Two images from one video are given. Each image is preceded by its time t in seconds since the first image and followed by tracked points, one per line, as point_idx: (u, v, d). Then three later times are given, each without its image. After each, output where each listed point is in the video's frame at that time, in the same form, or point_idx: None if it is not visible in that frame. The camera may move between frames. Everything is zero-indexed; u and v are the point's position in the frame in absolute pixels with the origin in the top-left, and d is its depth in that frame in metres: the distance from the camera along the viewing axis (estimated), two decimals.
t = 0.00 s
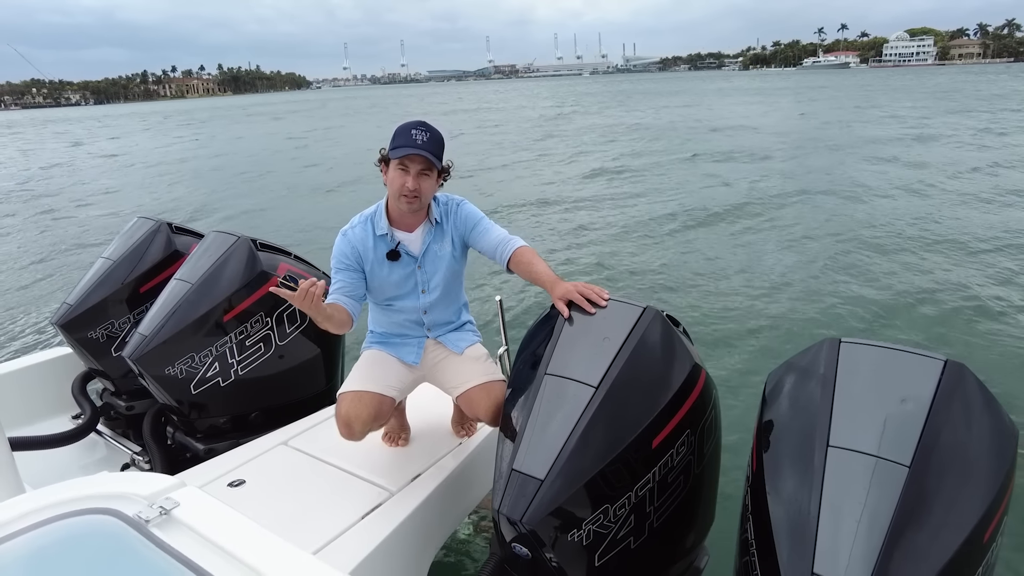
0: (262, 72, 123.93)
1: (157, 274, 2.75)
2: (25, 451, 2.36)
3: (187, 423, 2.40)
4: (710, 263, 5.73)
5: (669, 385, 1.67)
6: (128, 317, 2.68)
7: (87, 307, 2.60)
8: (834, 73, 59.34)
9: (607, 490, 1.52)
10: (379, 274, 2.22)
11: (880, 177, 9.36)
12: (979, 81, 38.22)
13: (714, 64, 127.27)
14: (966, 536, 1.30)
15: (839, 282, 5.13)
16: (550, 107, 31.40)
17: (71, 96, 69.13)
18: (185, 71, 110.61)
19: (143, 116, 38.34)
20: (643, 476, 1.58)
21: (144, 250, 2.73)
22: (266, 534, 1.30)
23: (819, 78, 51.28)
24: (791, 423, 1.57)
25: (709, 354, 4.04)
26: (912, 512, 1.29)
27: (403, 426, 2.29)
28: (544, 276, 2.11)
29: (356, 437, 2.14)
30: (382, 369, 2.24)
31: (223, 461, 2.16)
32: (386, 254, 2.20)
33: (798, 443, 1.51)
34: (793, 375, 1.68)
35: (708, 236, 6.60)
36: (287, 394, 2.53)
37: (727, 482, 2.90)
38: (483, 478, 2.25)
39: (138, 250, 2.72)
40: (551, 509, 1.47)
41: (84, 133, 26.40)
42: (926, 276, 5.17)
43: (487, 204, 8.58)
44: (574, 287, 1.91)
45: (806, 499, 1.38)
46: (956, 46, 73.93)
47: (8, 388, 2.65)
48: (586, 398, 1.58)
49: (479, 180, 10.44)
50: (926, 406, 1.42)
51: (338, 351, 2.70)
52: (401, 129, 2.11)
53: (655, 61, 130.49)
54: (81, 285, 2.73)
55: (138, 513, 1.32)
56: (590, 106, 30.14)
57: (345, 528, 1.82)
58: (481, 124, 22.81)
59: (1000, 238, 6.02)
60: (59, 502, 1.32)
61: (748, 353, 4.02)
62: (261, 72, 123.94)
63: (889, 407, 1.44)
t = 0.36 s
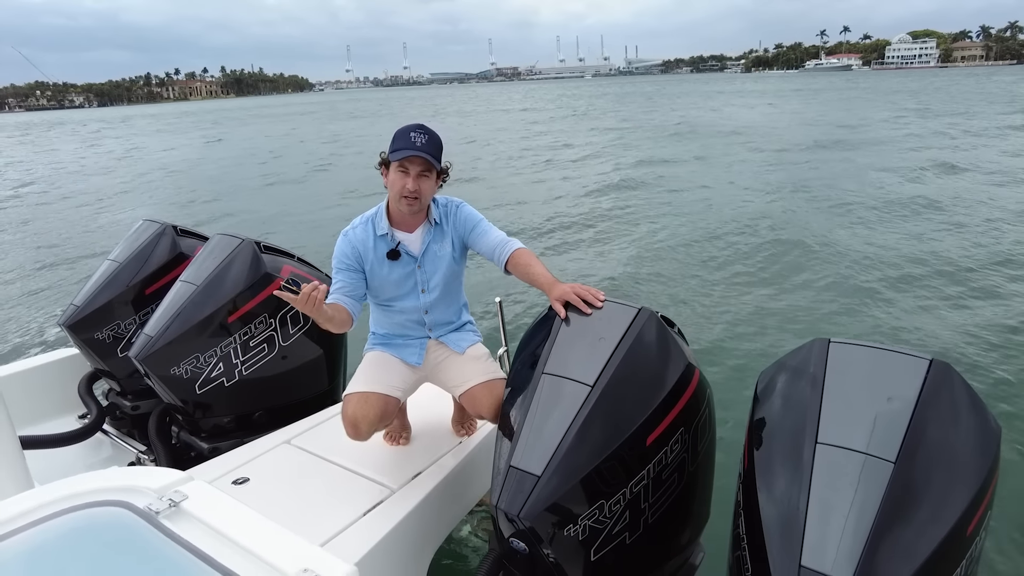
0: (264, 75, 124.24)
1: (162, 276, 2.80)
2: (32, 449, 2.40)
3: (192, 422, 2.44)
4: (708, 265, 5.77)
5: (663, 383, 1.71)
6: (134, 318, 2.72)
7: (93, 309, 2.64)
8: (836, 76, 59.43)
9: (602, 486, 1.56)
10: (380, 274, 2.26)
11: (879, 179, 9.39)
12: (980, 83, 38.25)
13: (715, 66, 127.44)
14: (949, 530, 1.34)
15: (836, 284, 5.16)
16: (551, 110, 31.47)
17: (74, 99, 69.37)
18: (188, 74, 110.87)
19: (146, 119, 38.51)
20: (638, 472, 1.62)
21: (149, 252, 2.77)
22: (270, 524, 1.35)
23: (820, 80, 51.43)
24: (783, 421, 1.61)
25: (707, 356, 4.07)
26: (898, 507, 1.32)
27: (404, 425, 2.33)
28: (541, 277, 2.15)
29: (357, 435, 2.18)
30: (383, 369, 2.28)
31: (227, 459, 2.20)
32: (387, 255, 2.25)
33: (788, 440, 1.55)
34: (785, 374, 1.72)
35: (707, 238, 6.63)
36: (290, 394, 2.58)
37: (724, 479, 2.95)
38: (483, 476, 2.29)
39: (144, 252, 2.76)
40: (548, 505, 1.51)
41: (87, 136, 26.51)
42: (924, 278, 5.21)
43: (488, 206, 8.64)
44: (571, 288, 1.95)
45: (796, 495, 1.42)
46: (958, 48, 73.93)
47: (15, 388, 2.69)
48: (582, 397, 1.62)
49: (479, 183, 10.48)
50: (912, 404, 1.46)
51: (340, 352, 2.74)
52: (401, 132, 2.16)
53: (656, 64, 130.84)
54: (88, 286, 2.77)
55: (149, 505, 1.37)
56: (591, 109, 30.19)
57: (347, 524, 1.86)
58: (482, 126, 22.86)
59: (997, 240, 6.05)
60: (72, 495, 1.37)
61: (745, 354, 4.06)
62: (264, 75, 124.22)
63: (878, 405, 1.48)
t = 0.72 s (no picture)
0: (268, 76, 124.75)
1: (166, 277, 2.82)
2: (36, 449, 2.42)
3: (194, 423, 2.46)
4: (709, 266, 5.77)
5: (661, 382, 1.73)
6: (137, 319, 2.75)
7: (97, 309, 2.66)
8: (838, 77, 59.33)
9: (601, 484, 1.58)
10: (381, 275, 2.28)
11: (880, 180, 9.39)
12: (983, 84, 38.20)
13: (718, 67, 127.29)
14: (943, 527, 1.36)
15: (837, 284, 5.17)
16: (553, 110, 31.51)
17: (77, 100, 69.58)
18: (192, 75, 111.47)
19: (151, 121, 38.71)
20: (636, 470, 1.64)
21: (152, 254, 2.80)
22: (272, 519, 1.37)
23: (823, 82, 51.36)
24: (780, 419, 1.62)
25: (707, 356, 4.08)
26: (894, 505, 1.34)
27: (405, 424, 2.34)
28: (541, 278, 2.16)
29: (358, 434, 2.20)
30: (384, 369, 2.30)
31: (230, 458, 2.22)
32: (388, 255, 2.27)
33: (785, 438, 1.56)
34: (782, 373, 1.73)
35: (708, 238, 6.64)
36: (292, 394, 2.59)
37: (723, 476, 2.96)
38: (483, 475, 2.31)
39: (146, 254, 2.79)
40: (546, 503, 1.52)
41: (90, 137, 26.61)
42: (924, 278, 5.21)
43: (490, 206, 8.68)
44: (569, 289, 1.97)
45: (792, 492, 1.44)
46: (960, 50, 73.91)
47: (19, 388, 2.71)
48: (580, 395, 1.64)
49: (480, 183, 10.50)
50: (907, 403, 1.47)
51: (342, 352, 2.76)
52: (401, 136, 2.18)
53: (658, 65, 130.78)
54: (91, 287, 2.79)
55: (152, 500, 1.39)
56: (593, 110, 30.21)
57: (348, 521, 1.87)
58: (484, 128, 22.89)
59: (998, 240, 6.06)
60: (78, 489, 1.39)
61: (744, 354, 4.07)
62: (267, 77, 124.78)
63: (873, 404, 1.49)
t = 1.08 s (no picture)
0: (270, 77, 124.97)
1: (165, 277, 2.81)
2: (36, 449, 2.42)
3: (193, 423, 2.45)
4: (710, 266, 5.77)
5: (661, 383, 1.72)
6: (136, 319, 2.74)
7: (97, 309, 2.66)
8: (841, 79, 59.34)
9: (600, 486, 1.57)
10: (382, 275, 2.27)
11: (883, 181, 9.38)
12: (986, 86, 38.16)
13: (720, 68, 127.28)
14: (946, 530, 1.34)
15: (838, 285, 5.16)
16: (556, 111, 31.54)
17: (81, 100, 69.77)
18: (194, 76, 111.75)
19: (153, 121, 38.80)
20: (636, 472, 1.62)
21: (152, 254, 2.79)
22: (267, 521, 1.36)
23: (825, 83, 51.34)
24: (781, 421, 1.61)
25: (708, 356, 4.07)
26: (895, 508, 1.32)
27: (404, 426, 2.33)
28: (541, 278, 2.15)
29: (358, 435, 2.19)
30: (384, 369, 2.29)
31: (228, 459, 2.21)
32: (390, 255, 2.26)
33: (786, 440, 1.55)
34: (783, 373, 1.72)
35: (709, 239, 6.63)
36: (291, 395, 2.58)
37: (723, 476, 2.96)
38: (482, 476, 2.30)
39: (146, 254, 2.78)
40: (545, 504, 1.51)
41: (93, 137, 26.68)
42: (925, 279, 5.20)
43: (491, 207, 8.69)
44: (570, 290, 1.96)
45: (794, 494, 1.42)
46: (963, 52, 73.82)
47: (19, 389, 2.71)
48: (580, 396, 1.63)
49: (482, 184, 10.50)
50: (908, 404, 1.46)
51: (341, 353, 2.76)
52: (404, 137, 2.17)
53: (661, 67, 130.73)
54: (90, 288, 2.79)
55: (147, 501, 1.39)
56: (596, 112, 30.24)
57: (347, 524, 1.86)
58: (486, 128, 22.90)
59: (1001, 241, 6.05)
60: (73, 489, 1.38)
61: (745, 354, 4.07)
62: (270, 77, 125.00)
63: (875, 406, 1.47)
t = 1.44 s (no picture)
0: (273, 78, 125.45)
1: (165, 277, 2.81)
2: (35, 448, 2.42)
3: (192, 423, 2.45)
4: (712, 266, 5.76)
5: (661, 383, 1.71)
6: (136, 319, 2.74)
7: (98, 308, 2.66)
8: (844, 80, 59.27)
9: (599, 486, 1.56)
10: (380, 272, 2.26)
11: (885, 181, 9.36)
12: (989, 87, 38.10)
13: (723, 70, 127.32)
14: (947, 531, 1.33)
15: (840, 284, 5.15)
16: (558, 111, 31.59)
17: (84, 101, 69.90)
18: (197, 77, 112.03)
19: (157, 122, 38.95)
20: (635, 473, 1.61)
21: (153, 253, 2.79)
22: (262, 521, 1.36)
23: (828, 84, 51.27)
24: (782, 420, 1.60)
25: (709, 355, 4.07)
26: (896, 508, 1.31)
27: (403, 426, 2.33)
28: (540, 277, 2.14)
29: (359, 436, 2.18)
30: (382, 368, 2.28)
31: (227, 459, 2.20)
32: (387, 252, 2.25)
33: (787, 440, 1.54)
34: (784, 373, 1.71)
35: (711, 239, 6.63)
36: (290, 395, 2.58)
37: (723, 476, 2.95)
38: (481, 477, 2.29)
39: (147, 253, 2.78)
40: (543, 505, 1.50)
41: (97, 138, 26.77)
42: (927, 278, 5.19)
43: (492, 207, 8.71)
44: (567, 288, 1.96)
45: (793, 495, 1.41)
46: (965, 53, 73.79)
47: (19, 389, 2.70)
48: (579, 396, 1.62)
49: (484, 184, 10.52)
50: (908, 405, 1.45)
51: (341, 353, 2.75)
52: (404, 133, 2.16)
53: (665, 67, 130.96)
54: (91, 287, 2.79)
55: (142, 500, 1.38)
56: (599, 112, 30.25)
57: (344, 525, 1.86)
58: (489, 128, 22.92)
59: (1002, 241, 6.04)
60: (68, 488, 1.38)
61: (745, 354, 4.06)
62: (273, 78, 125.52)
63: (875, 406, 1.47)
